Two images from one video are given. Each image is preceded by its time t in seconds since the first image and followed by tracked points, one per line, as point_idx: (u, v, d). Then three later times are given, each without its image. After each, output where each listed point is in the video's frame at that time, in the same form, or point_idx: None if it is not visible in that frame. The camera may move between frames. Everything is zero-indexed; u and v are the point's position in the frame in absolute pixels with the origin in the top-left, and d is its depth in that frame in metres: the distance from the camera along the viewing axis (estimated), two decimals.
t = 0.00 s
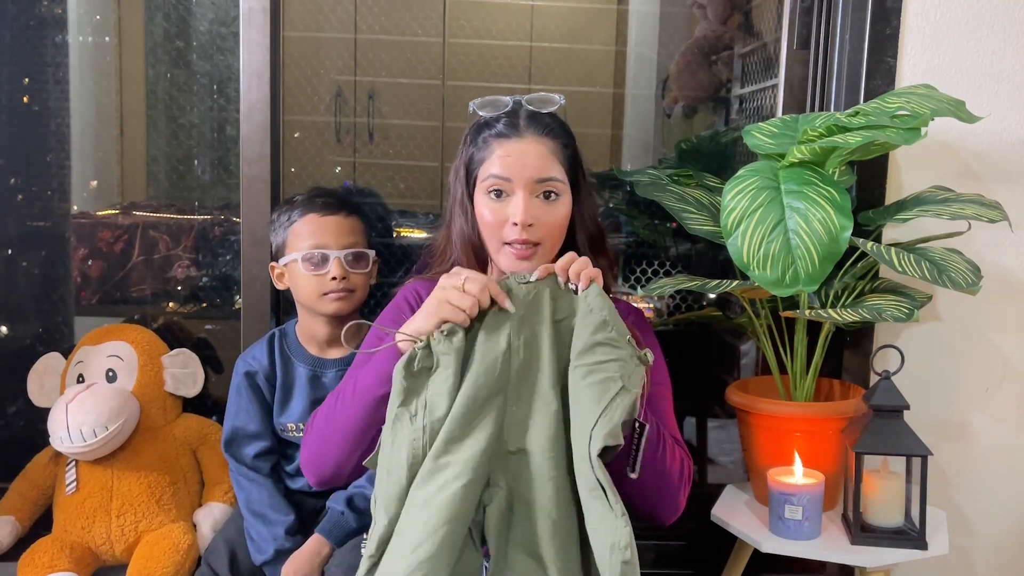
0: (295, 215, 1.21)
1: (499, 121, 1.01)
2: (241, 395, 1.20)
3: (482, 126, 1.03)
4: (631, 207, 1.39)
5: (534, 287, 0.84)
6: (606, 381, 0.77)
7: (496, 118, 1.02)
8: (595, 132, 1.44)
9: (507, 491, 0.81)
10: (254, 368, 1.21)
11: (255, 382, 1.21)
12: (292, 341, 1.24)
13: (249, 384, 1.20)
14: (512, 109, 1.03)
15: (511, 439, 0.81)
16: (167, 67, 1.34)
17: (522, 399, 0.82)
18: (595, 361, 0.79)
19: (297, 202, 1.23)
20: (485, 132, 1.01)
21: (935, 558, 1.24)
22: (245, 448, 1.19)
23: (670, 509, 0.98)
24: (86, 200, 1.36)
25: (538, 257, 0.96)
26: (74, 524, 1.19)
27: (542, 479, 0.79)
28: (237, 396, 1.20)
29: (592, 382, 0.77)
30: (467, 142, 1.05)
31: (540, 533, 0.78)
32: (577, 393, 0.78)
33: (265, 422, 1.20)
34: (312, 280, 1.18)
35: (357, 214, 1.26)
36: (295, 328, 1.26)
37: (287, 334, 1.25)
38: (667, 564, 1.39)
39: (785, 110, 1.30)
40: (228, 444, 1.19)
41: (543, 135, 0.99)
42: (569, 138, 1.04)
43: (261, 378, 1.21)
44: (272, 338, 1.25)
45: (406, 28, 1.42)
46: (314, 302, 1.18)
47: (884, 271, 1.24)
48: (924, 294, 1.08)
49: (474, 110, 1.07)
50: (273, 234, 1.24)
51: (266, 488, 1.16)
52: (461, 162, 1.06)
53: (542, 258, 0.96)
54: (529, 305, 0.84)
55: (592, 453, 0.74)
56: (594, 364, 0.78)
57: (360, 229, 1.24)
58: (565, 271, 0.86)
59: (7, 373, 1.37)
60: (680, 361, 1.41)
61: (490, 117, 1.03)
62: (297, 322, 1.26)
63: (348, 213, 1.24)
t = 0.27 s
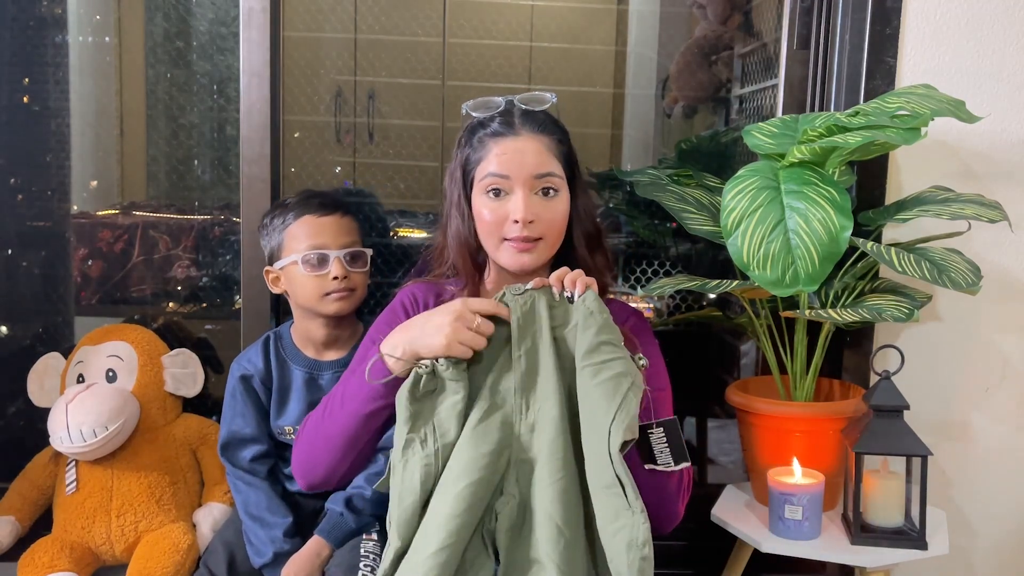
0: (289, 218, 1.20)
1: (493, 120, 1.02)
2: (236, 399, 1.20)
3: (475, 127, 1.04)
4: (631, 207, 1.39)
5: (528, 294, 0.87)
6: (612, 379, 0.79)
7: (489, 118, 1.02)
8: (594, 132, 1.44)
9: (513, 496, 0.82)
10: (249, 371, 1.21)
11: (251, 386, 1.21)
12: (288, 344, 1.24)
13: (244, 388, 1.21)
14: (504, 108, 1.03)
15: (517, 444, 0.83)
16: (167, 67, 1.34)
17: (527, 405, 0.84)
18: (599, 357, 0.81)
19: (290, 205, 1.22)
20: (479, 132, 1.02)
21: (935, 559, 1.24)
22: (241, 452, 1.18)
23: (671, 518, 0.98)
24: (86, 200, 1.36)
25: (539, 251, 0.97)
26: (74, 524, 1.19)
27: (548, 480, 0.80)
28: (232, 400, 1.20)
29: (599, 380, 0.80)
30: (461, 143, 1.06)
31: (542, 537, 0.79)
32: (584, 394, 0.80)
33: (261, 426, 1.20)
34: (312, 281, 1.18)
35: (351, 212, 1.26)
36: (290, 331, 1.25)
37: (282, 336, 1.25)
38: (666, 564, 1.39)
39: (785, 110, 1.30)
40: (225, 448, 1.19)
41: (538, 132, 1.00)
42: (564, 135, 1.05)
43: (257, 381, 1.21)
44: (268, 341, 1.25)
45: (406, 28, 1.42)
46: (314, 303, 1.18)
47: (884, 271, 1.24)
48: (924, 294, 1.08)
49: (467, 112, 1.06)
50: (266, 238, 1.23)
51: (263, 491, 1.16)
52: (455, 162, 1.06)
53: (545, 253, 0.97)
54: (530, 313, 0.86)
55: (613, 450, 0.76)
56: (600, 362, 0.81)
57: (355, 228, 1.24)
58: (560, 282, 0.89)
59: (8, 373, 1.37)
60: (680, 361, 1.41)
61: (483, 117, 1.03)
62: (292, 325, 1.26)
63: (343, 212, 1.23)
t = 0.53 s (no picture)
0: (286, 221, 1.20)
1: (485, 129, 1.01)
2: (232, 402, 1.20)
3: (469, 133, 1.03)
4: (631, 207, 1.39)
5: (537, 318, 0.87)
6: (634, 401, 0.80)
7: (483, 126, 1.01)
8: (594, 132, 1.44)
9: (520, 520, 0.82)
10: (245, 375, 1.21)
11: (248, 389, 1.21)
12: (285, 347, 1.24)
13: (241, 391, 1.21)
14: (498, 113, 1.03)
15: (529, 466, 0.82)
16: (167, 67, 1.34)
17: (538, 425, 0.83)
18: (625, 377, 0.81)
19: (286, 209, 1.22)
20: (472, 142, 1.01)
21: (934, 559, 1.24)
22: (238, 456, 1.19)
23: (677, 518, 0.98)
24: (86, 200, 1.36)
25: (531, 265, 0.98)
26: (74, 524, 1.19)
27: (559, 503, 0.79)
28: (229, 403, 1.20)
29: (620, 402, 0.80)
30: (455, 149, 1.05)
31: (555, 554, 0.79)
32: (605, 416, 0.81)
33: (258, 429, 1.20)
34: (312, 284, 1.17)
35: (345, 216, 1.26)
36: (286, 334, 1.25)
37: (278, 339, 1.25)
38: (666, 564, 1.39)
39: (785, 110, 1.30)
40: (220, 453, 1.19)
41: (531, 144, 0.99)
42: (559, 140, 1.04)
43: (254, 384, 1.21)
44: (264, 344, 1.24)
45: (406, 27, 1.41)
46: (314, 306, 1.18)
47: (884, 271, 1.24)
48: (924, 294, 1.08)
49: (461, 114, 1.05)
50: (262, 241, 1.23)
51: (261, 493, 1.16)
52: (450, 169, 1.06)
53: (535, 266, 0.99)
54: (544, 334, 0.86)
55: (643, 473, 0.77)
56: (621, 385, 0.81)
57: (352, 230, 1.24)
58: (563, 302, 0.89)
59: (7, 373, 1.37)
60: (680, 361, 1.41)
61: (478, 123, 1.02)
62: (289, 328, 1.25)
63: (339, 214, 1.23)
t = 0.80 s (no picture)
0: (285, 223, 1.20)
1: (481, 135, 1.01)
2: (233, 401, 1.20)
3: (466, 138, 1.02)
4: (631, 207, 1.39)
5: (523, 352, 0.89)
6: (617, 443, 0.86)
7: (478, 132, 1.01)
8: (594, 133, 1.44)
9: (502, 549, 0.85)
10: (245, 374, 1.21)
11: (248, 389, 1.21)
12: (284, 347, 1.23)
13: (241, 391, 1.21)
14: (496, 116, 1.01)
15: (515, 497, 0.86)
16: (167, 67, 1.34)
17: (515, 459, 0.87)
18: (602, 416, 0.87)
19: (286, 209, 1.21)
20: (468, 148, 1.01)
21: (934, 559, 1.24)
22: (238, 455, 1.19)
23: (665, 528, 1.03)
24: (86, 200, 1.36)
25: (527, 272, 0.99)
26: (74, 524, 1.19)
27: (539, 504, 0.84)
28: (229, 402, 1.20)
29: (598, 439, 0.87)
30: (453, 153, 1.05)
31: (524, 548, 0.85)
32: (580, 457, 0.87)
33: (259, 429, 1.20)
34: (312, 285, 1.18)
35: (346, 215, 1.26)
36: (285, 334, 1.25)
37: (278, 339, 1.24)
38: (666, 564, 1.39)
39: (785, 110, 1.30)
40: (220, 453, 1.19)
41: (526, 151, 0.98)
42: (558, 146, 1.03)
43: (253, 384, 1.21)
44: (264, 344, 1.24)
45: (406, 28, 1.41)
46: (314, 307, 1.18)
47: (884, 271, 1.24)
48: (924, 294, 1.07)
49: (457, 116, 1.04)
50: (261, 242, 1.23)
51: (261, 493, 1.17)
52: (446, 174, 1.06)
53: (533, 273, 0.99)
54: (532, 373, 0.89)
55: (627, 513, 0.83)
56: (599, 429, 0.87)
57: (351, 231, 1.24)
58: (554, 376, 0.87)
59: (7, 373, 1.37)
60: (679, 361, 1.41)
61: (475, 127, 1.01)
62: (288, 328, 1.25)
63: (338, 215, 1.23)
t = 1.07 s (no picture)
0: (287, 223, 1.20)
1: (489, 140, 1.00)
2: (233, 401, 1.20)
3: (474, 141, 1.02)
4: (631, 207, 1.39)
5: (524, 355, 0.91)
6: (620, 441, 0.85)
7: (486, 136, 1.00)
8: (594, 133, 1.44)
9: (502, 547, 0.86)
10: (246, 373, 1.21)
11: (249, 388, 1.21)
12: (285, 347, 1.23)
13: (242, 390, 1.21)
14: (503, 120, 1.01)
15: (519, 497, 0.87)
16: (167, 67, 1.34)
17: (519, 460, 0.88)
18: (607, 413, 0.87)
19: (288, 209, 1.21)
20: (475, 153, 1.01)
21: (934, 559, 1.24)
22: (238, 454, 1.19)
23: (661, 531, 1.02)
24: (86, 200, 1.36)
25: (530, 280, 0.98)
26: (74, 524, 1.19)
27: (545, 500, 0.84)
28: (229, 402, 1.20)
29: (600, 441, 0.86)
30: (459, 156, 1.04)
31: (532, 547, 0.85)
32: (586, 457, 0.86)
33: (259, 428, 1.20)
34: (313, 286, 1.17)
35: (347, 216, 1.26)
36: (286, 334, 1.25)
37: (278, 339, 1.25)
38: (666, 564, 1.39)
39: (785, 110, 1.30)
40: (220, 452, 1.19)
41: (536, 160, 0.98)
42: (564, 151, 1.03)
43: (254, 383, 1.21)
44: (264, 343, 1.24)
45: (406, 27, 1.41)
46: (316, 308, 1.18)
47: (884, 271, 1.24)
48: (924, 294, 1.08)
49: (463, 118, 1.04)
50: (263, 242, 1.23)
51: (262, 493, 1.16)
52: (451, 178, 1.05)
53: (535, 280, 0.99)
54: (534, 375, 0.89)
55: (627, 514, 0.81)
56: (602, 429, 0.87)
57: (353, 232, 1.24)
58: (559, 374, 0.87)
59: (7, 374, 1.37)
60: (679, 361, 1.41)
61: (482, 132, 1.01)
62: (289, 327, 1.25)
63: (340, 215, 1.23)
